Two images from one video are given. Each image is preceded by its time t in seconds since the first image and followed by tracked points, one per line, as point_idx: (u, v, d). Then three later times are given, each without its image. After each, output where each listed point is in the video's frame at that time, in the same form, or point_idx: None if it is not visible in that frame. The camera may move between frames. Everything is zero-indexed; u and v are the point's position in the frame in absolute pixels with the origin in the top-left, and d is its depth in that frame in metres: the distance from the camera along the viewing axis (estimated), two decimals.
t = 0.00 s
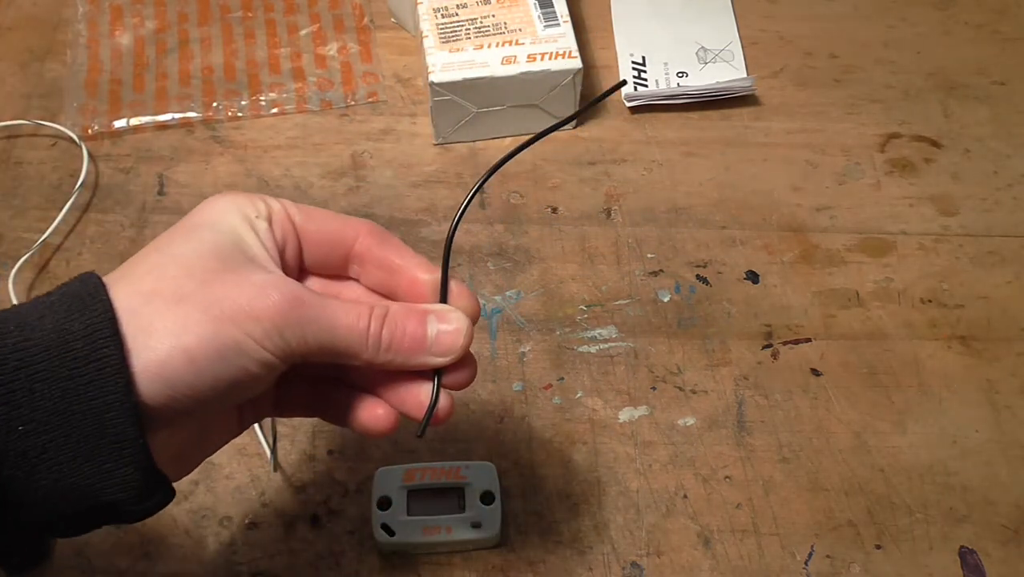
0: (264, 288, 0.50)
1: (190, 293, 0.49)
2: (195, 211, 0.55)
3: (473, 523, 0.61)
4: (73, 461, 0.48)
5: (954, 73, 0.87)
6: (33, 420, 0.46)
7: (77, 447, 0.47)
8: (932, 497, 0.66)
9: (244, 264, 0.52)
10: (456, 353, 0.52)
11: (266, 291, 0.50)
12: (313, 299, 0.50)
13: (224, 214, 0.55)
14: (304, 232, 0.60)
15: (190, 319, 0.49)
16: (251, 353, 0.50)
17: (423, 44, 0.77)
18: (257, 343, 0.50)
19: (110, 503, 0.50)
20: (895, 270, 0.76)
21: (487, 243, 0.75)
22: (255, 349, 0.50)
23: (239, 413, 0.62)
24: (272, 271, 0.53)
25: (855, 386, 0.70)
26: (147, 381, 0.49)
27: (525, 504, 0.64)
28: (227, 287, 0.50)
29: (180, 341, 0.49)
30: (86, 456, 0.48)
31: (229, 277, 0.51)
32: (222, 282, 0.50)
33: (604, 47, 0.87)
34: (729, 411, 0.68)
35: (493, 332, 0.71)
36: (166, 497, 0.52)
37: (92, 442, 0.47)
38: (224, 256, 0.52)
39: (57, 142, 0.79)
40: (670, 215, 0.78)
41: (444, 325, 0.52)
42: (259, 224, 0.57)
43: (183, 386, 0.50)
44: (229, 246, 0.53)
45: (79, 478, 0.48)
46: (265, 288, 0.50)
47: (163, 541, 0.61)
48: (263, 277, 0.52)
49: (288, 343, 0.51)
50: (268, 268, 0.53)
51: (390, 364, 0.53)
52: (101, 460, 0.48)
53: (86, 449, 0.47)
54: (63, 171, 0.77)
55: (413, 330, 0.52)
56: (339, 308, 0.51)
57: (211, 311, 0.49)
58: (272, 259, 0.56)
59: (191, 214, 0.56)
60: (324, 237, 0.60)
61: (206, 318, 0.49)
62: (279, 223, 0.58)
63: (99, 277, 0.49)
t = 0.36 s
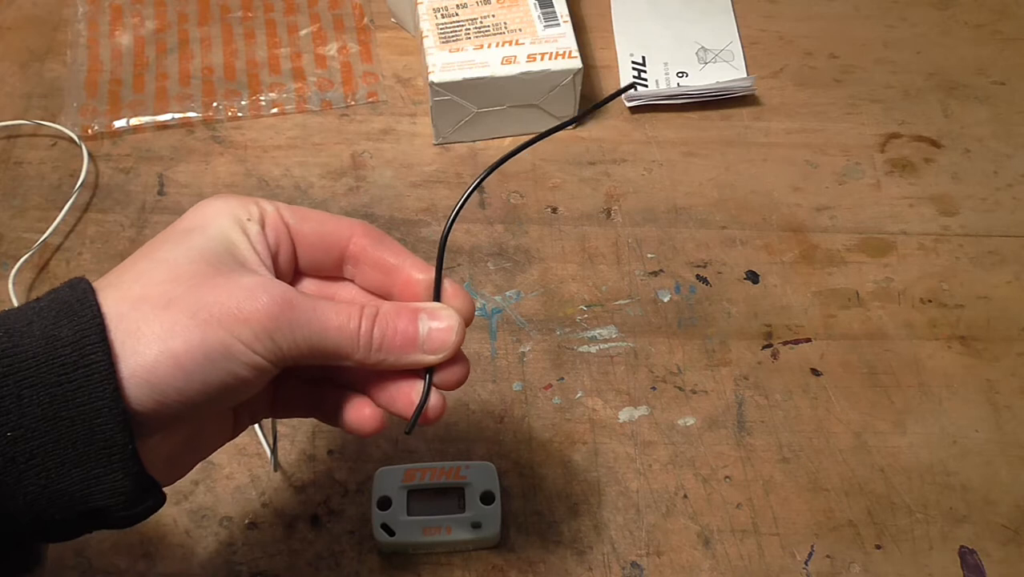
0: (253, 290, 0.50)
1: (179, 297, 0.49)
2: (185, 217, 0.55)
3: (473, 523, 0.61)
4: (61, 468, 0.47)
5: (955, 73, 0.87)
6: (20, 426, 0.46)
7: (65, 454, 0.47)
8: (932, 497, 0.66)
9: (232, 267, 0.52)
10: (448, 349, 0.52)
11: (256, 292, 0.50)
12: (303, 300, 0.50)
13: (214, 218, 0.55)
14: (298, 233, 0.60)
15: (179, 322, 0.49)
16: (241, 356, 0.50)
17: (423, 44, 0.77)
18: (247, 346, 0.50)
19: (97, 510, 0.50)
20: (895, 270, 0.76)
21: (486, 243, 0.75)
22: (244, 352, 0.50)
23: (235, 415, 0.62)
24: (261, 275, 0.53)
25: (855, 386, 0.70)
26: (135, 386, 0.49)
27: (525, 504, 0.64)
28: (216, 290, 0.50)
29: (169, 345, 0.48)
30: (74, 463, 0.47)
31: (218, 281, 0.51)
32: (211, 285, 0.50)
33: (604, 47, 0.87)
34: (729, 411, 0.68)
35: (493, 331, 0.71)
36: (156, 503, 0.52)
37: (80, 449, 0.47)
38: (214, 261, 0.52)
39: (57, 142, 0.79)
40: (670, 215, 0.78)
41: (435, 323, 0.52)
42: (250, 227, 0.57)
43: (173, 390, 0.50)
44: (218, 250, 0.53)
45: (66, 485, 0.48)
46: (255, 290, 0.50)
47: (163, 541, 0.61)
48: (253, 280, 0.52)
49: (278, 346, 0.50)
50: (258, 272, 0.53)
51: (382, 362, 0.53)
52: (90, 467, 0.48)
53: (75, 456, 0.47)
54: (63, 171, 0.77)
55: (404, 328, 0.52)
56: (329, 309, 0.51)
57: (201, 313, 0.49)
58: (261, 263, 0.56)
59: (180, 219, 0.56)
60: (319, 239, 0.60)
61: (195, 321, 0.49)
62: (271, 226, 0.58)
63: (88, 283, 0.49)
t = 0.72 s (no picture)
0: (240, 318, 0.50)
1: (167, 326, 0.49)
2: (172, 244, 0.55)
3: (473, 523, 0.61)
4: (50, 497, 0.47)
5: (954, 73, 0.87)
6: (10, 456, 0.46)
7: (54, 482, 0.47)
8: (932, 497, 0.66)
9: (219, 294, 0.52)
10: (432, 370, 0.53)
11: (243, 320, 0.50)
12: (290, 327, 0.51)
13: (202, 243, 0.55)
14: (288, 258, 0.60)
15: (166, 352, 0.49)
16: (229, 385, 0.50)
17: (423, 44, 0.77)
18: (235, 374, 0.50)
19: (86, 539, 0.50)
20: (895, 270, 0.76)
21: (486, 243, 0.75)
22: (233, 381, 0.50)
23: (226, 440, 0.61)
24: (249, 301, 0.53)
25: (855, 386, 0.70)
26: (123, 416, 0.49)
27: (525, 504, 0.64)
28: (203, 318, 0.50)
29: (158, 375, 0.48)
30: (63, 492, 0.47)
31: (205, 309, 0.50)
32: (199, 313, 0.50)
33: (603, 47, 0.87)
34: (730, 411, 0.68)
35: (493, 332, 0.71)
36: (142, 531, 0.51)
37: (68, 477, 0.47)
38: (201, 288, 0.52)
39: (57, 142, 0.79)
40: (670, 215, 0.78)
41: (418, 345, 0.53)
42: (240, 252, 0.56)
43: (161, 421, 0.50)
44: (207, 276, 0.53)
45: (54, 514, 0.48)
46: (242, 318, 0.50)
47: (163, 541, 0.61)
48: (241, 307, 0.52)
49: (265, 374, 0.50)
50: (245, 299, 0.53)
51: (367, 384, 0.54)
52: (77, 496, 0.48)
53: (62, 485, 0.47)
54: (63, 171, 0.77)
55: (388, 350, 0.53)
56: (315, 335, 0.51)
57: (188, 343, 0.49)
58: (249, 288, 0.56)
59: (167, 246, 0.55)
60: (309, 263, 0.60)
61: (183, 350, 0.49)
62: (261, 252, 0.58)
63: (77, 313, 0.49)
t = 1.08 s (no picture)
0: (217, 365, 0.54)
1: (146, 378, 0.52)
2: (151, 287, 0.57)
3: (473, 523, 0.61)
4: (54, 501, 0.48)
5: (955, 73, 0.87)
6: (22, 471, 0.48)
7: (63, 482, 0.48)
8: (932, 497, 0.66)
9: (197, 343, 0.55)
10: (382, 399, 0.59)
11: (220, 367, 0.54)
12: (258, 373, 0.55)
13: (178, 286, 0.57)
14: (251, 298, 0.61)
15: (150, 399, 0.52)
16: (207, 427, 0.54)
17: (423, 44, 0.77)
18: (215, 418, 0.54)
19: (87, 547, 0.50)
20: (895, 270, 0.76)
21: (486, 243, 0.75)
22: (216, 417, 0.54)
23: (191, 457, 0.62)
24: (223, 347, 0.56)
25: (855, 386, 0.70)
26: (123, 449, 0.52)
27: (525, 503, 0.64)
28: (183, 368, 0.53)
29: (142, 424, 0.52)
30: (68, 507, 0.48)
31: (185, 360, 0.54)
32: (179, 360, 0.53)
33: (604, 47, 0.87)
34: (730, 411, 0.68)
35: (493, 332, 0.71)
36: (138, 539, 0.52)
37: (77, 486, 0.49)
38: (179, 335, 0.54)
39: (57, 143, 0.79)
40: (670, 215, 0.78)
41: (369, 385, 0.59)
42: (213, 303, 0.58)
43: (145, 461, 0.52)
44: (184, 321, 0.55)
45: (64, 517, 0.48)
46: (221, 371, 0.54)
47: (163, 542, 0.61)
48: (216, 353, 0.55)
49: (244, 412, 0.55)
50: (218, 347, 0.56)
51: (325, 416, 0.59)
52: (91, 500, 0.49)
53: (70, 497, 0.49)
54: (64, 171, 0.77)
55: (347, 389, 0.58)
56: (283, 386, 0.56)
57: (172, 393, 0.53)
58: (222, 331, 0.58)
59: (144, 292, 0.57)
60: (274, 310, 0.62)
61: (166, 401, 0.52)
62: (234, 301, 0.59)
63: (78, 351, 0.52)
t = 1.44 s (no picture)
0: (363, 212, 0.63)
1: (295, 175, 0.57)
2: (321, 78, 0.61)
3: (473, 523, 0.61)
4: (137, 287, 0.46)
5: (955, 73, 0.87)
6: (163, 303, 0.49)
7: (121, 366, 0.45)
8: (932, 497, 0.66)
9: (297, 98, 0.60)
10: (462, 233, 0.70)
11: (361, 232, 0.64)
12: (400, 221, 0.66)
13: (344, 85, 0.61)
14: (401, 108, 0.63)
15: (289, 163, 0.57)
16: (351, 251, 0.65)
17: (423, 44, 0.77)
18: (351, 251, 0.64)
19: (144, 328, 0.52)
20: (895, 270, 0.76)
21: (486, 243, 0.75)
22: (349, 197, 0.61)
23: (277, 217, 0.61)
24: (338, 100, 0.59)
25: (855, 386, 0.70)
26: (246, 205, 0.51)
27: (524, 503, 0.64)
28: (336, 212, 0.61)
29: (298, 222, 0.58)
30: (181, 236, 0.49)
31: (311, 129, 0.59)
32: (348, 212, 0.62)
33: (603, 47, 0.87)
34: (729, 411, 0.68)
35: (494, 332, 0.71)
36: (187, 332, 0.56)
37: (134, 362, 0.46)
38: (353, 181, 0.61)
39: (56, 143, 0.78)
40: (670, 215, 0.78)
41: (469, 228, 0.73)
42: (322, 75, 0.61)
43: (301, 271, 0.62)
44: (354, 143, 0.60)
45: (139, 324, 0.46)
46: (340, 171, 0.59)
47: (163, 542, 0.61)
48: (327, 111, 0.59)
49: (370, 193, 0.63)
50: (346, 123, 0.60)
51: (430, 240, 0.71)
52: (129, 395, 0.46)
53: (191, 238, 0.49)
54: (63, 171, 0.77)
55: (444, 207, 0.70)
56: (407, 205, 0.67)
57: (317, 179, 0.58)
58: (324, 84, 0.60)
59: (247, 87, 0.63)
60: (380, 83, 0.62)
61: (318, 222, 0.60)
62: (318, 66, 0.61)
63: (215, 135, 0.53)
